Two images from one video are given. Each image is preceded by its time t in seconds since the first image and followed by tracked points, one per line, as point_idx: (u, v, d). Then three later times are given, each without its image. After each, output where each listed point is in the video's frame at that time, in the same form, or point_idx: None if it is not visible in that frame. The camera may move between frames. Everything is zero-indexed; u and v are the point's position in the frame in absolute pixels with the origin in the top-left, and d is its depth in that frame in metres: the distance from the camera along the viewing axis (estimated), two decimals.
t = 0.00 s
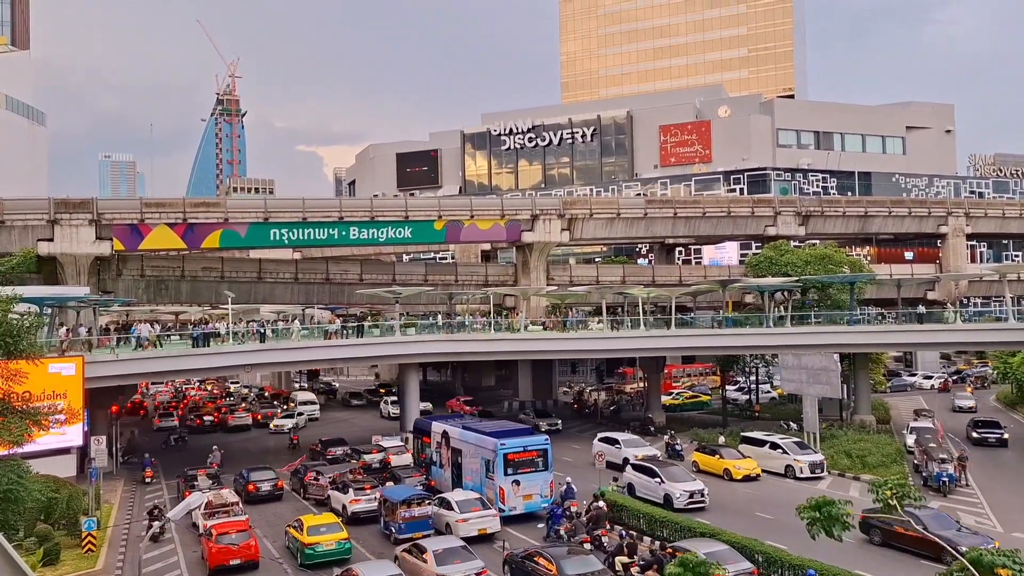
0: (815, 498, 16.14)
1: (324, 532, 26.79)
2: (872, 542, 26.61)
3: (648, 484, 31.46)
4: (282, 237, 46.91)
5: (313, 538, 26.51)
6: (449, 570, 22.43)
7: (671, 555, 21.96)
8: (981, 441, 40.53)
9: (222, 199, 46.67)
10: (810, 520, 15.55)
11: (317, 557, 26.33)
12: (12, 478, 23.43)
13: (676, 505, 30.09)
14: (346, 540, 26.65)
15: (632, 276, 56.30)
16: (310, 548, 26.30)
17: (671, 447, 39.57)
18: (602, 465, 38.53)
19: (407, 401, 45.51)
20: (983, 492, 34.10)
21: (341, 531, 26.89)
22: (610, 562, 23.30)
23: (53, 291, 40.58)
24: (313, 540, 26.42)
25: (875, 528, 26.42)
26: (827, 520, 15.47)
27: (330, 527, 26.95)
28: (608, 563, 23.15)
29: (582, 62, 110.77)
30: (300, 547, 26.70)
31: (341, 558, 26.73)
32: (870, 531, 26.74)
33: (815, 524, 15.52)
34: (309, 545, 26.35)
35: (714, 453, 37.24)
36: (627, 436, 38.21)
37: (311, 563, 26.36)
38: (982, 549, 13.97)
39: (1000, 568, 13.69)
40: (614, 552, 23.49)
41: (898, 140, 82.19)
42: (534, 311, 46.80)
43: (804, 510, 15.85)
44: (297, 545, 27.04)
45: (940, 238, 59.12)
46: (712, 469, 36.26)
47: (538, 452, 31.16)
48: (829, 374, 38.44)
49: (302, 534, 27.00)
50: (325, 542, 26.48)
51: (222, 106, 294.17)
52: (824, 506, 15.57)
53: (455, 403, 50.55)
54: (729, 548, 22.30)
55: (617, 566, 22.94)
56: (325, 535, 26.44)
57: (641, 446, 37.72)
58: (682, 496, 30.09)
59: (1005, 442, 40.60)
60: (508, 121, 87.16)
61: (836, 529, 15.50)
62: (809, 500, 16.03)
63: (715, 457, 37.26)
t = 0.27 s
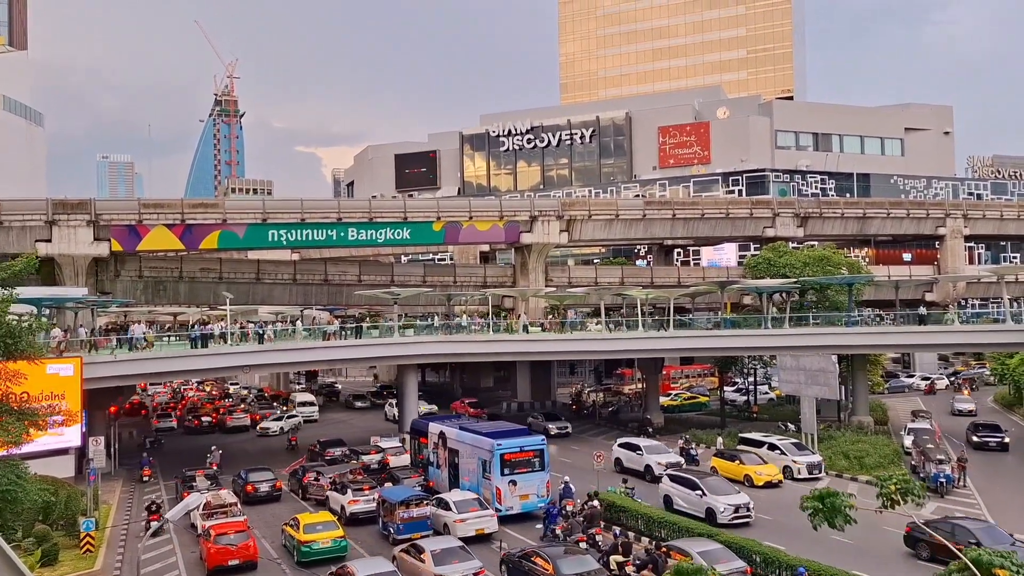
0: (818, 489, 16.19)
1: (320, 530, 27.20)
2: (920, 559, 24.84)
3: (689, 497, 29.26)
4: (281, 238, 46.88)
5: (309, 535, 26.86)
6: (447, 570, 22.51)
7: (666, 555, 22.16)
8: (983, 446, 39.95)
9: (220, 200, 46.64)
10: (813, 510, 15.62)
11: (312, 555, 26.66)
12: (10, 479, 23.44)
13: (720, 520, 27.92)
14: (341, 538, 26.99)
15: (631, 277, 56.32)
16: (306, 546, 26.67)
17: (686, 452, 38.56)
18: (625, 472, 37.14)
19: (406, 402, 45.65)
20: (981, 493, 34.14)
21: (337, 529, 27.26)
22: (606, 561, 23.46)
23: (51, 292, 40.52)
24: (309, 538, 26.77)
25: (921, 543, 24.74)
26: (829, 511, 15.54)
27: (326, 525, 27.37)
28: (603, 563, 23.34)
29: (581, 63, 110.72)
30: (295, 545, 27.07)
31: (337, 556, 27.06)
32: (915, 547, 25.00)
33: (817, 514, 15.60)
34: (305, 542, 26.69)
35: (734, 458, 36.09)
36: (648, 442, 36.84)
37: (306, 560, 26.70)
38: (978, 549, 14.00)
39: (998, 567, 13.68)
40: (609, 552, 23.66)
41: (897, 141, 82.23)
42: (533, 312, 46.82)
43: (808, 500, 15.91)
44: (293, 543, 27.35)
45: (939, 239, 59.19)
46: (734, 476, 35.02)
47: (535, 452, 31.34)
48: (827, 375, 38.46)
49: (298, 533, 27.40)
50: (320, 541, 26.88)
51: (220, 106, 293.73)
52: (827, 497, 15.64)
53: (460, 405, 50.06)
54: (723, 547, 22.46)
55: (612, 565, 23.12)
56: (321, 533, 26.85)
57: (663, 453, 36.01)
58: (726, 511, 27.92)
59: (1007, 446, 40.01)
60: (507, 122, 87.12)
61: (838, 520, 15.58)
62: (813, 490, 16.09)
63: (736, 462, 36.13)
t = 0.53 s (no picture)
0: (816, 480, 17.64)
1: (316, 524, 27.30)
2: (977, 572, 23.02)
3: (734, 509, 27.05)
4: (279, 235, 46.85)
5: (305, 530, 26.98)
6: (444, 566, 22.55)
7: (659, 550, 22.42)
8: (982, 447, 39.82)
9: (218, 196, 46.52)
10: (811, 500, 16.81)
11: (309, 549, 26.86)
12: (9, 476, 23.43)
13: (771, 535, 25.64)
14: (337, 532, 27.13)
15: (629, 275, 56.36)
16: (302, 540, 26.84)
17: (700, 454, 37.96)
18: (646, 477, 35.49)
19: (405, 401, 45.66)
20: (976, 491, 34.33)
21: (333, 524, 27.38)
22: (598, 556, 23.66)
23: (49, 289, 40.40)
24: (305, 532, 26.91)
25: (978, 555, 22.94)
26: (825, 501, 16.88)
27: (322, 520, 27.45)
28: (596, 557, 23.50)
29: (580, 59, 110.48)
30: (291, 539, 27.21)
31: (332, 549, 27.25)
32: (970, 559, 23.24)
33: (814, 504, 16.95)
34: (301, 537, 26.83)
35: (753, 461, 35.02)
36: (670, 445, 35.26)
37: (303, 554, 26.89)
38: (979, 544, 14.30)
39: (996, 559, 14.04)
40: (602, 547, 23.85)
41: (895, 139, 82.24)
42: (531, 311, 46.89)
43: (805, 491, 17.31)
44: (290, 537, 27.48)
45: (936, 238, 59.29)
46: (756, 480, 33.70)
47: (531, 449, 31.55)
48: (825, 373, 38.55)
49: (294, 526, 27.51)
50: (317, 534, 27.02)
51: (216, 99, 292.65)
52: (823, 487, 17.03)
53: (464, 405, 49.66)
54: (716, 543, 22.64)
55: (605, 561, 23.28)
56: (317, 527, 26.95)
57: (687, 458, 34.41)
58: (778, 524, 25.67)
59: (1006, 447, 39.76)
60: (505, 119, 86.94)
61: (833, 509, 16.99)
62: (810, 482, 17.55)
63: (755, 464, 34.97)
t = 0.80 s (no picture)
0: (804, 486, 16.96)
1: (310, 517, 27.48)
2: None
3: (785, 522, 25.08)
4: (275, 230, 46.85)
5: (299, 523, 27.19)
6: (440, 562, 22.55)
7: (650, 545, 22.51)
8: (980, 447, 39.34)
9: (214, 191, 46.35)
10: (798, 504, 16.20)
11: (301, 541, 27.04)
12: (4, 471, 23.38)
13: (827, 552, 23.64)
14: (331, 525, 27.33)
15: (627, 272, 56.41)
16: (296, 532, 27.03)
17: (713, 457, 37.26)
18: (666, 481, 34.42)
19: (401, 397, 45.60)
20: (971, 488, 34.48)
21: (326, 517, 27.60)
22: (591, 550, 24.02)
23: (44, 284, 40.24)
24: (299, 525, 27.11)
25: None
26: (813, 504, 16.22)
27: (315, 513, 27.65)
28: (588, 551, 23.86)
29: (577, 56, 110.42)
30: (285, 531, 27.41)
31: (325, 542, 27.42)
32: None
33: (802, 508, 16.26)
34: (294, 529, 27.01)
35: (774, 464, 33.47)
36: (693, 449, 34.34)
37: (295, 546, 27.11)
38: (976, 539, 14.35)
39: (996, 556, 14.08)
40: (594, 540, 24.19)
41: (891, 137, 82.42)
42: (528, 306, 46.92)
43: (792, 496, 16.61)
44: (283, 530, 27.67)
45: (933, 236, 59.47)
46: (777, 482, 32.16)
47: (526, 445, 31.63)
48: (820, 371, 38.68)
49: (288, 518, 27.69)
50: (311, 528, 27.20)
51: (212, 94, 291.70)
52: (811, 491, 16.37)
53: (467, 403, 49.22)
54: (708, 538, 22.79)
55: (597, 555, 23.66)
56: (310, 521, 27.11)
57: (711, 461, 33.38)
58: (835, 540, 23.61)
59: (1005, 447, 39.28)
60: (502, 115, 86.86)
61: (823, 513, 16.25)
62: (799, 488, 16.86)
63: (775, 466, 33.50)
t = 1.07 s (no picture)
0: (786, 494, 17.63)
1: (303, 510, 27.75)
2: None
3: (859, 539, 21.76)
4: (271, 226, 46.79)
5: (293, 515, 27.35)
6: (435, 557, 22.51)
7: (642, 539, 22.61)
8: (980, 448, 38.70)
9: (211, 187, 46.39)
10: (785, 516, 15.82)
11: (295, 534, 27.23)
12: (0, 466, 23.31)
13: None
14: (323, 518, 27.46)
15: (623, 268, 56.40)
16: (290, 525, 27.26)
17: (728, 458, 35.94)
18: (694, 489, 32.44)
19: (398, 394, 45.60)
20: (966, 484, 34.51)
21: (319, 510, 27.78)
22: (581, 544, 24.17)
23: (39, 279, 40.14)
24: (292, 518, 27.30)
25: None
26: (797, 513, 16.83)
27: (309, 506, 27.87)
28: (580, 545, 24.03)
29: (575, 52, 110.35)
30: (279, 524, 27.61)
31: (318, 535, 27.56)
32: None
33: (786, 517, 16.82)
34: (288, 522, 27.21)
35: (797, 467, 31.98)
36: (722, 452, 32.23)
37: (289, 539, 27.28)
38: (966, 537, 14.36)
39: (983, 553, 14.17)
40: (585, 534, 24.37)
41: (888, 134, 82.49)
42: (524, 302, 46.93)
43: (776, 503, 17.25)
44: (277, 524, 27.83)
45: (929, 233, 59.51)
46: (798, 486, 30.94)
47: (521, 441, 31.61)
48: (816, 367, 38.69)
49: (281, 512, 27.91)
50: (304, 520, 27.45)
51: (209, 92, 291.34)
52: (794, 499, 17.03)
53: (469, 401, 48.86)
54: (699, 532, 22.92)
55: (588, 549, 23.84)
56: (304, 513, 27.40)
57: (744, 467, 31.28)
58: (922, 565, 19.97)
59: (1005, 448, 38.60)
60: (499, 112, 86.78)
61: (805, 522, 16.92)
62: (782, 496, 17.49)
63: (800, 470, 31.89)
